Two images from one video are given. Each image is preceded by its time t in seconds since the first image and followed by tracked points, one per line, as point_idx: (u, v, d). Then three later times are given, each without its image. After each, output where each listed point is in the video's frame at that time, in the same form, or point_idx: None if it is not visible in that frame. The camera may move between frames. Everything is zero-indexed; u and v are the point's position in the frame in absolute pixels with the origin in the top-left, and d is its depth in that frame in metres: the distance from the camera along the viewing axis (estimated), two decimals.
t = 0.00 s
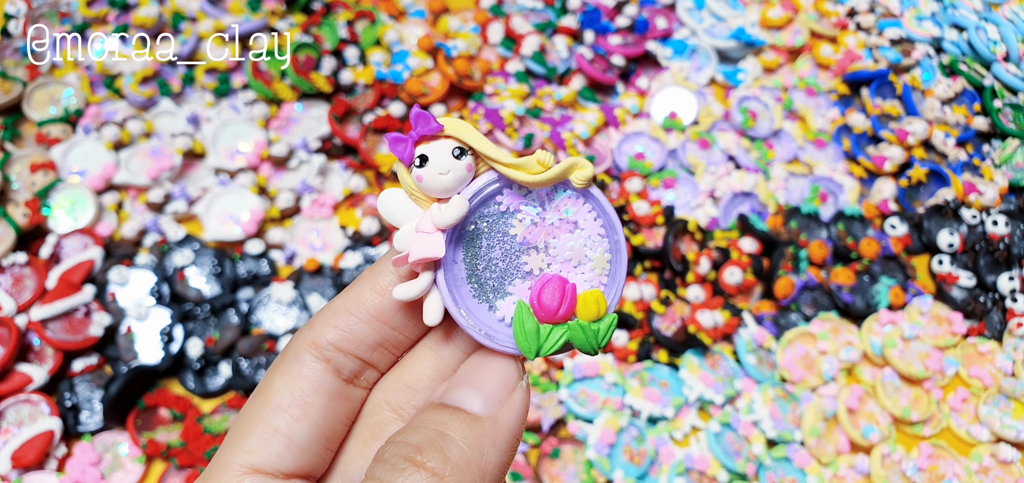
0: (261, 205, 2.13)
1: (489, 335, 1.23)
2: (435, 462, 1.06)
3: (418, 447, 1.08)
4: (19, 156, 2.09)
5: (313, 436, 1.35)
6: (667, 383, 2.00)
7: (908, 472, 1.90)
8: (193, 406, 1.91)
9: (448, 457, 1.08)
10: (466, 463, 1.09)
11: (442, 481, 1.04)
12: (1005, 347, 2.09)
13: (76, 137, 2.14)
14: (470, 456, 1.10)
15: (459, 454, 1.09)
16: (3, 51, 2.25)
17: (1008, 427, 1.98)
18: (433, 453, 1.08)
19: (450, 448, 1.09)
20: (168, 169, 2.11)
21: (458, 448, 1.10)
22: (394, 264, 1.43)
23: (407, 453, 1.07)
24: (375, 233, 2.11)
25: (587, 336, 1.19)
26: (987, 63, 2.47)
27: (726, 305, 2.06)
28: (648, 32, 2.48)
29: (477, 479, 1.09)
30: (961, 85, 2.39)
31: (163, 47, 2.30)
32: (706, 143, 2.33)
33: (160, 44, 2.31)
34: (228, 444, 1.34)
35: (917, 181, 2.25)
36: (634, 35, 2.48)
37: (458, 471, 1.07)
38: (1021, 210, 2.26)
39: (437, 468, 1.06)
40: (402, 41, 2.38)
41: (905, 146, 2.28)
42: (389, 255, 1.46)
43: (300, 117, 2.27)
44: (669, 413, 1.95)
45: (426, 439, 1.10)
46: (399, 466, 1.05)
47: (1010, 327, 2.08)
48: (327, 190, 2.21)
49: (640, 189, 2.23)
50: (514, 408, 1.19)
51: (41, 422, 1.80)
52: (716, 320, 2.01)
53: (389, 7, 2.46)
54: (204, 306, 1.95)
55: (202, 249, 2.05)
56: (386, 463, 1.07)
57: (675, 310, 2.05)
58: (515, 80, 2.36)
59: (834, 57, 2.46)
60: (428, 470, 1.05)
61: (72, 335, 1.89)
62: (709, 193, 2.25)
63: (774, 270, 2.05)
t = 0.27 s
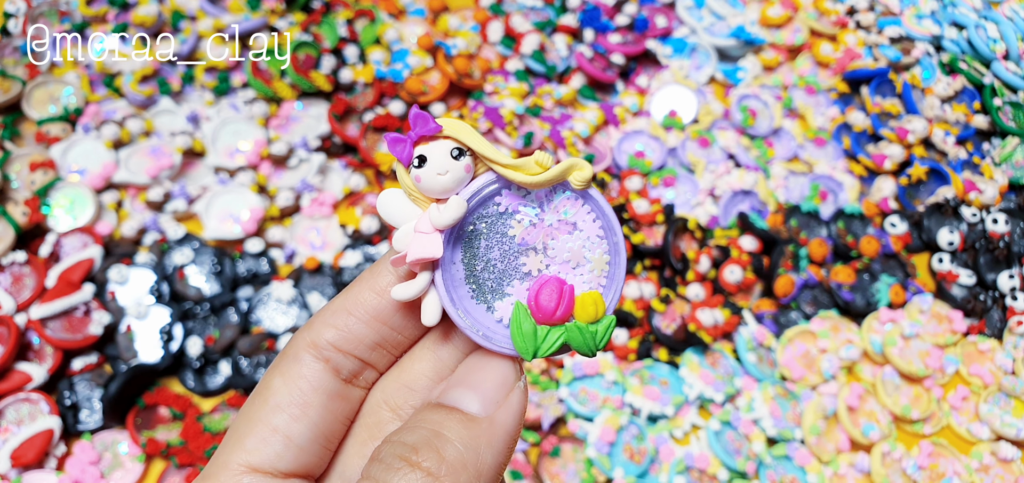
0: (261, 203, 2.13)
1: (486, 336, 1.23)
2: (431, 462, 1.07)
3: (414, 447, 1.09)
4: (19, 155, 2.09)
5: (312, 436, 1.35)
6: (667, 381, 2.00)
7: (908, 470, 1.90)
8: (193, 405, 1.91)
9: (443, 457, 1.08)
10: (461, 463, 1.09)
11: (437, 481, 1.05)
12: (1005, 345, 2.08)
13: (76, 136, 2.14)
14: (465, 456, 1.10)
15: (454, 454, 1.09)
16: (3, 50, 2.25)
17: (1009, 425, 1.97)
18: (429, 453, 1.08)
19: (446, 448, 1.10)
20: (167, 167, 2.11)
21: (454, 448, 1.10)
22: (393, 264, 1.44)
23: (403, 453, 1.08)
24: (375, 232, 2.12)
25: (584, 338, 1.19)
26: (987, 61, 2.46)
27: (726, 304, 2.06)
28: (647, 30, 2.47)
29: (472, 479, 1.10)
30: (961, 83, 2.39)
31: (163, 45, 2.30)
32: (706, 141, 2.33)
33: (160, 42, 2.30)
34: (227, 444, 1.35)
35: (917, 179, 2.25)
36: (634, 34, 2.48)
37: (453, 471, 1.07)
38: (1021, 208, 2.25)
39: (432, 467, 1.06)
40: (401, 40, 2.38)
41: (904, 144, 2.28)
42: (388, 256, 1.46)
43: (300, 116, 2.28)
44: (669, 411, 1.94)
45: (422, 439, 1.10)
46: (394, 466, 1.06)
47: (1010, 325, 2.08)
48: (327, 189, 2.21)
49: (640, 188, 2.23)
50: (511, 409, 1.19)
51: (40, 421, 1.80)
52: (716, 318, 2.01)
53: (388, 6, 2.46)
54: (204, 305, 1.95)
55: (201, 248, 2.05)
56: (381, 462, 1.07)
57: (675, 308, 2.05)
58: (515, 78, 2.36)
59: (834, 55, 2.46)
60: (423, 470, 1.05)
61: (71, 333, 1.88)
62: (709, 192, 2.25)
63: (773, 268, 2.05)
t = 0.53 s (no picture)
0: (261, 203, 2.13)
1: (480, 333, 1.23)
2: (422, 456, 1.08)
3: (406, 441, 1.10)
4: (18, 155, 2.09)
5: (310, 431, 1.35)
6: (667, 381, 2.00)
7: (908, 470, 1.90)
8: (192, 404, 1.90)
9: (434, 451, 1.09)
10: (453, 458, 1.10)
11: (428, 475, 1.06)
12: (1005, 345, 2.08)
13: (76, 135, 2.14)
14: (458, 451, 1.11)
15: (446, 449, 1.10)
16: (3, 50, 2.25)
17: (1009, 425, 1.97)
18: (420, 447, 1.09)
19: (438, 442, 1.10)
20: (167, 167, 2.11)
21: (446, 443, 1.11)
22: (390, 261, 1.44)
23: (395, 447, 1.09)
24: (375, 232, 2.12)
25: (578, 337, 1.18)
26: (987, 60, 2.45)
27: (726, 303, 2.06)
28: (648, 29, 2.47)
29: (464, 473, 1.11)
30: (961, 83, 2.38)
31: (163, 45, 2.30)
32: (706, 141, 2.33)
33: (160, 42, 2.30)
34: (224, 439, 1.35)
35: (917, 179, 2.25)
36: (634, 33, 2.48)
37: (444, 465, 1.08)
38: (1021, 208, 2.25)
39: (424, 462, 1.07)
40: (401, 39, 2.38)
41: (904, 144, 2.28)
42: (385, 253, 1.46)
43: (300, 116, 2.28)
44: (669, 411, 1.94)
45: (414, 433, 1.11)
46: (386, 460, 1.07)
47: (1011, 325, 2.08)
48: (327, 188, 2.21)
49: (640, 187, 2.22)
50: (504, 403, 1.20)
51: (40, 420, 1.80)
52: (716, 318, 2.01)
53: (389, 5, 2.46)
54: (203, 305, 1.95)
55: (201, 247, 2.05)
56: (374, 456, 1.09)
57: (675, 308, 2.05)
58: (515, 78, 2.36)
59: (834, 55, 2.46)
60: (415, 464, 1.07)
61: (71, 333, 1.88)
62: (709, 191, 2.25)
63: (773, 268, 2.05)
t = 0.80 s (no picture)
0: (261, 201, 2.12)
1: (477, 331, 1.22)
2: (418, 454, 1.08)
3: (401, 439, 1.10)
4: (17, 152, 2.08)
5: (307, 428, 1.35)
6: (667, 379, 2.00)
7: (909, 468, 1.90)
8: (191, 403, 1.90)
9: (430, 449, 1.09)
10: (449, 456, 1.10)
11: (423, 473, 1.06)
12: (1005, 343, 2.08)
13: (75, 133, 2.14)
14: (453, 449, 1.11)
15: (442, 446, 1.10)
16: (2, 48, 2.24)
17: (1009, 423, 1.97)
18: (416, 445, 1.09)
19: (433, 440, 1.10)
20: (167, 165, 2.10)
21: (442, 441, 1.11)
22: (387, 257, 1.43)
23: (390, 445, 1.09)
24: (374, 230, 2.12)
25: (576, 335, 1.18)
26: (988, 59, 2.45)
27: (726, 302, 2.06)
28: (648, 27, 2.47)
29: (460, 472, 1.10)
30: (961, 81, 2.38)
31: (162, 43, 2.29)
32: (706, 139, 2.33)
33: (159, 40, 2.30)
34: (221, 436, 1.35)
35: (917, 177, 2.24)
36: (634, 31, 2.47)
37: (440, 463, 1.08)
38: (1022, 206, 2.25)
39: (419, 459, 1.08)
40: (401, 37, 2.37)
41: (905, 142, 2.28)
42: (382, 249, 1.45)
43: (300, 113, 2.27)
44: (669, 409, 1.94)
45: (410, 431, 1.11)
46: (381, 458, 1.08)
47: (1011, 323, 2.08)
48: (326, 186, 2.20)
49: (640, 186, 2.22)
50: (501, 401, 1.19)
51: (38, 419, 1.80)
52: (716, 317, 2.01)
53: (389, 3, 2.45)
54: (202, 303, 1.95)
55: (201, 245, 2.04)
56: (370, 454, 1.09)
57: (676, 306, 2.06)
58: (515, 76, 2.36)
59: (834, 53, 2.45)
60: (410, 462, 1.07)
61: (70, 331, 1.88)
62: (709, 189, 2.25)
63: (774, 266, 2.05)
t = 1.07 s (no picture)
0: (260, 201, 2.12)
1: (479, 332, 1.23)
2: (419, 456, 1.08)
3: (403, 441, 1.10)
4: (17, 153, 2.08)
5: (308, 429, 1.35)
6: (667, 379, 2.00)
7: (908, 468, 1.90)
8: (191, 403, 1.90)
9: (432, 451, 1.09)
10: (450, 458, 1.10)
11: (425, 475, 1.07)
12: (1005, 343, 2.08)
13: (75, 134, 2.14)
14: (455, 451, 1.11)
15: (443, 448, 1.10)
16: (2, 48, 2.25)
17: (1009, 423, 1.97)
18: (417, 447, 1.09)
19: (435, 442, 1.10)
20: (167, 165, 2.11)
21: (444, 443, 1.11)
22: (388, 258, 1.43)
23: (392, 447, 1.09)
24: (374, 230, 2.12)
25: (579, 337, 1.19)
26: (987, 58, 2.45)
27: (726, 302, 2.06)
28: (647, 27, 2.47)
29: (462, 474, 1.10)
30: (961, 81, 2.38)
31: (162, 44, 2.29)
32: (706, 139, 2.33)
33: (159, 40, 2.30)
34: (222, 437, 1.34)
35: (916, 177, 2.24)
36: (634, 31, 2.47)
37: (441, 465, 1.08)
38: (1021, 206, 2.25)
39: (421, 462, 1.08)
40: (401, 37, 2.37)
41: (904, 142, 2.28)
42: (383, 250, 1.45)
43: (300, 114, 2.27)
44: (668, 409, 1.94)
45: (411, 433, 1.12)
46: (382, 460, 1.08)
47: (1010, 323, 2.07)
48: (326, 186, 2.20)
49: (640, 186, 2.22)
50: (502, 402, 1.19)
51: (38, 419, 1.80)
52: (716, 316, 2.01)
53: (388, 3, 2.45)
54: (203, 303, 1.95)
55: (201, 246, 2.04)
56: (371, 456, 1.10)
57: (675, 306, 2.06)
58: (515, 76, 2.36)
59: (834, 53, 2.45)
60: (411, 464, 1.07)
61: (70, 331, 1.88)
62: (709, 189, 2.25)
63: (773, 266, 2.05)
